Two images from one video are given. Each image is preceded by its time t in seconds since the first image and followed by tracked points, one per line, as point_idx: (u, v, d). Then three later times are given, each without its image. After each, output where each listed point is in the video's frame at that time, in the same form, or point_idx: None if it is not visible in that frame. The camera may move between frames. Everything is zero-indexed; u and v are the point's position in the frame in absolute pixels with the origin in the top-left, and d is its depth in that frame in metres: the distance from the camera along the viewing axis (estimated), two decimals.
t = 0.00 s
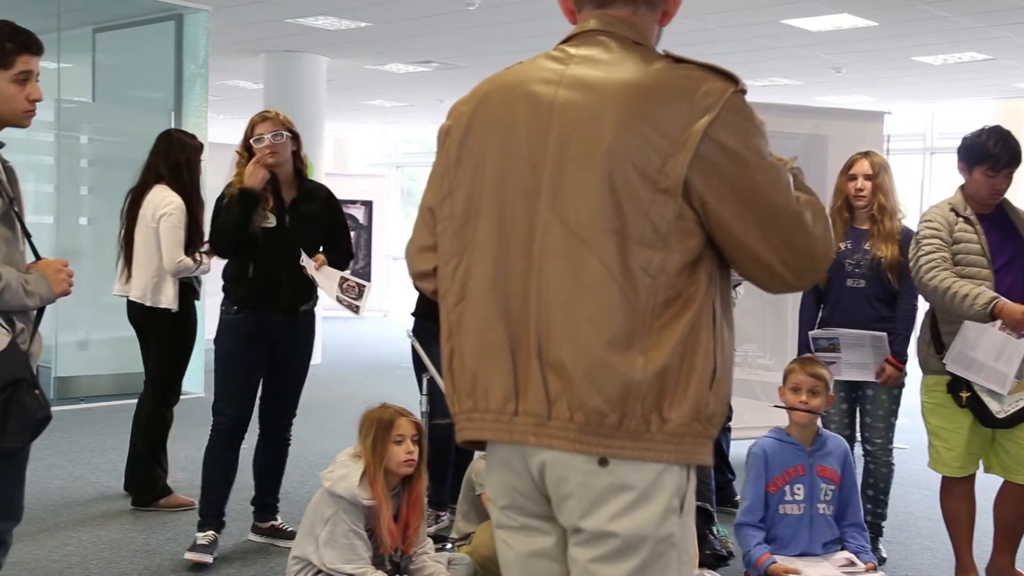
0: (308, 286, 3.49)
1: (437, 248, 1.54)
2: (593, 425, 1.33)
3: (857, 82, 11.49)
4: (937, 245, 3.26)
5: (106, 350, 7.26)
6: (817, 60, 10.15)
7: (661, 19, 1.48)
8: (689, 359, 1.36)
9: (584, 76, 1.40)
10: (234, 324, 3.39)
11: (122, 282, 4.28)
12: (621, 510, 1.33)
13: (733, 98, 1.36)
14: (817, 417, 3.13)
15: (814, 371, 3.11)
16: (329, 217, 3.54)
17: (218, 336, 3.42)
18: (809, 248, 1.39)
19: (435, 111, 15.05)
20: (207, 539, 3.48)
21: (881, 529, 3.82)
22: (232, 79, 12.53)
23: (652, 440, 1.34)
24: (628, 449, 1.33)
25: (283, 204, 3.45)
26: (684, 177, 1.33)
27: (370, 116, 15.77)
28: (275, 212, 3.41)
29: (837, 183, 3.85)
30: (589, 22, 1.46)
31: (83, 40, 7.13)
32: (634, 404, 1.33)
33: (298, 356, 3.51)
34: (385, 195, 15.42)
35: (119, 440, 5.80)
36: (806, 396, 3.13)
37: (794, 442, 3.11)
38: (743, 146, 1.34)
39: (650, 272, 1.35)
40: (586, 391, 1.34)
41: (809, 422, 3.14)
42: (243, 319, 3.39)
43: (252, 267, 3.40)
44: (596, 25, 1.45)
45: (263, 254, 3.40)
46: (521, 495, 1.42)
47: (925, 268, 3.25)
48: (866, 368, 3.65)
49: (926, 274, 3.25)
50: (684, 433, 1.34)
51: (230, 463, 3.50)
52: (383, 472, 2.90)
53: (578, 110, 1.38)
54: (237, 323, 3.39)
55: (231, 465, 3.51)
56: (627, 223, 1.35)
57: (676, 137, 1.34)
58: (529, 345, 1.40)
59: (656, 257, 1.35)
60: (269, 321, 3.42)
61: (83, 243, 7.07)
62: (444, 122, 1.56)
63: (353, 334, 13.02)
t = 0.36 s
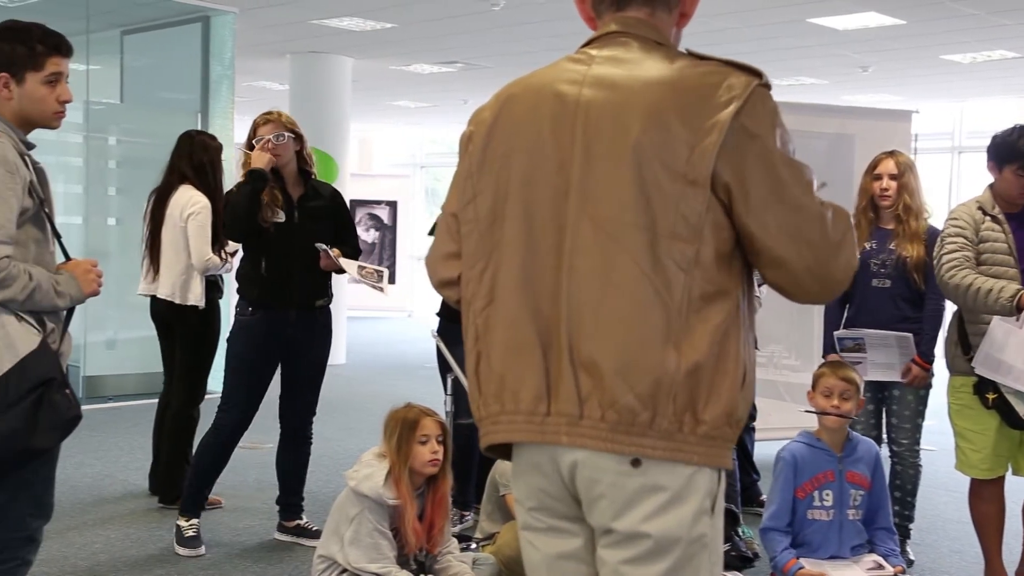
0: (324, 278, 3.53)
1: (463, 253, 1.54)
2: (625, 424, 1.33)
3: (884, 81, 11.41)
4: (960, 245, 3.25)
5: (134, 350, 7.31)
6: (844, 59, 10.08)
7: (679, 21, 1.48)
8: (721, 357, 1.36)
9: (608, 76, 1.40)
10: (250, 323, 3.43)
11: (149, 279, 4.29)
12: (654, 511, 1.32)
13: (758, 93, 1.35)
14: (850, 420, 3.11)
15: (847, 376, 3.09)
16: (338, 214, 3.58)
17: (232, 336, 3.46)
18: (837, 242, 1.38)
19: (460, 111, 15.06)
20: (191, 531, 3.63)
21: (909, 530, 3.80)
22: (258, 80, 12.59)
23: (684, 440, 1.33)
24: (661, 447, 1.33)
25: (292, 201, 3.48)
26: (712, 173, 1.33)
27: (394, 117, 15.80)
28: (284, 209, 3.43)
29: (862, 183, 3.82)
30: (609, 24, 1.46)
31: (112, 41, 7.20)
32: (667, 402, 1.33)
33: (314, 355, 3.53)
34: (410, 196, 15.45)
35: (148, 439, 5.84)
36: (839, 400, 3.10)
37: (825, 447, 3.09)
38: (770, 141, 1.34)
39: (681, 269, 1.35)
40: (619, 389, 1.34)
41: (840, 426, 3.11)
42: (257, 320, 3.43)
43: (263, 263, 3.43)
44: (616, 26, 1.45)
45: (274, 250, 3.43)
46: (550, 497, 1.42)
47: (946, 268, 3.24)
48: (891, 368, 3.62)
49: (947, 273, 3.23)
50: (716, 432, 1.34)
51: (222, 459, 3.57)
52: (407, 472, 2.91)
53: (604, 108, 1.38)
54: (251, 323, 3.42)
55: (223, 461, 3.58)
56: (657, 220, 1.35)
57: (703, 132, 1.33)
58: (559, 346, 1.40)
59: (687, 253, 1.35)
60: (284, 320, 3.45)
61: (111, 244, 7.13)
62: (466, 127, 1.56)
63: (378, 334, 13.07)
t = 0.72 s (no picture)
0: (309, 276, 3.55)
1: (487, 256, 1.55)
2: (642, 427, 1.33)
3: (910, 80, 11.35)
4: (985, 246, 3.22)
5: (162, 350, 7.37)
6: (870, 58, 10.03)
7: (702, 15, 1.46)
8: (738, 361, 1.35)
9: (626, 78, 1.41)
10: (230, 322, 3.47)
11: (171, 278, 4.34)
12: (674, 511, 1.32)
13: (775, 93, 1.34)
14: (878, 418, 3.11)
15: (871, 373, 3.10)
16: (324, 215, 3.59)
17: (216, 335, 3.51)
18: (857, 245, 1.37)
19: (484, 112, 15.09)
20: (216, 530, 3.66)
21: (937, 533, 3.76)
22: (284, 81, 12.66)
23: (702, 443, 1.33)
24: (679, 451, 1.33)
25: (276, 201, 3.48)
26: (726, 175, 1.32)
27: (419, 117, 15.85)
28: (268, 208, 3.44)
29: (887, 183, 3.80)
30: (630, 23, 1.46)
31: (139, 43, 7.25)
32: (683, 405, 1.33)
33: (302, 355, 3.55)
34: (434, 196, 15.49)
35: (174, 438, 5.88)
36: (866, 397, 3.09)
37: (852, 444, 3.08)
38: (785, 142, 1.33)
39: (696, 272, 1.34)
40: (635, 393, 1.34)
41: (868, 424, 3.09)
42: (236, 318, 3.46)
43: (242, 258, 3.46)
44: (636, 25, 1.45)
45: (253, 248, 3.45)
46: (574, 496, 1.43)
47: (971, 269, 3.21)
48: (916, 369, 3.60)
49: (972, 274, 3.21)
50: (735, 435, 1.33)
51: (226, 463, 3.63)
52: (432, 471, 2.92)
53: (620, 111, 1.39)
54: (232, 323, 3.46)
55: (227, 465, 3.63)
56: (671, 223, 1.34)
57: (717, 134, 1.33)
58: (578, 349, 1.41)
59: (701, 256, 1.34)
60: (266, 318, 3.47)
61: (139, 244, 7.19)
62: (491, 130, 1.57)
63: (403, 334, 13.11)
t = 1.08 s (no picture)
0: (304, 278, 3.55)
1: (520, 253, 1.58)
2: (663, 428, 1.34)
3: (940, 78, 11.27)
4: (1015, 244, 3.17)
5: (190, 349, 7.42)
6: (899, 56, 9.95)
7: (725, 8, 1.45)
8: (762, 360, 1.34)
9: (647, 77, 1.41)
10: (234, 322, 3.42)
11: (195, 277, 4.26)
12: (697, 511, 1.33)
13: (797, 91, 1.32)
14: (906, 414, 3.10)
15: (896, 373, 3.08)
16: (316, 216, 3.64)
17: (217, 336, 3.45)
18: (891, 240, 1.35)
19: (511, 112, 15.09)
20: (244, 528, 3.67)
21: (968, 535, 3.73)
22: (311, 82, 12.73)
23: (724, 443, 1.33)
24: (701, 452, 1.33)
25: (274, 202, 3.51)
26: (744, 174, 1.31)
27: (446, 117, 15.89)
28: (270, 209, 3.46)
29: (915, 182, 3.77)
30: (654, 21, 1.46)
31: (168, 45, 7.33)
32: (704, 406, 1.33)
33: (299, 351, 3.55)
34: (461, 196, 15.52)
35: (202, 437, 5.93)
36: (892, 397, 3.08)
37: (880, 443, 3.07)
38: (807, 139, 1.31)
39: (716, 273, 1.34)
40: (656, 394, 1.35)
41: (896, 423, 3.09)
42: (242, 320, 3.42)
43: (248, 262, 3.43)
44: (660, 23, 1.45)
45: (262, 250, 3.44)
46: (597, 496, 1.43)
47: (1003, 269, 3.17)
48: (943, 370, 3.59)
49: (1003, 274, 3.16)
50: (758, 435, 1.33)
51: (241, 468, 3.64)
52: (458, 471, 2.93)
53: (640, 111, 1.39)
54: (235, 324, 3.42)
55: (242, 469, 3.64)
56: (691, 224, 1.34)
57: (735, 133, 1.32)
58: (602, 348, 1.42)
59: (722, 257, 1.33)
60: (268, 320, 3.45)
61: (167, 244, 7.25)
62: (521, 129, 1.58)
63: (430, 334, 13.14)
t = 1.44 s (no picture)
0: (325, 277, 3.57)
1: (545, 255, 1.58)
2: (688, 431, 1.34)
3: (971, 77, 11.18)
4: None
5: (220, 349, 7.47)
6: (930, 54, 9.89)
7: (755, 8, 1.44)
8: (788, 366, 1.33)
9: (675, 78, 1.41)
10: (269, 325, 3.43)
11: (223, 273, 4.16)
12: (727, 513, 1.32)
13: (823, 94, 1.32)
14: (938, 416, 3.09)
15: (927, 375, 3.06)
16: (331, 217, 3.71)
17: (248, 337, 3.45)
18: (880, 265, 1.31)
19: (538, 112, 15.10)
20: (274, 526, 3.70)
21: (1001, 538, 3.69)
22: (338, 83, 12.78)
23: (750, 448, 1.33)
24: (726, 456, 1.33)
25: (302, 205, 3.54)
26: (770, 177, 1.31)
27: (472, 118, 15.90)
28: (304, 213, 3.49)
29: (943, 183, 3.75)
30: (682, 23, 1.46)
31: (198, 47, 7.38)
32: (729, 410, 1.33)
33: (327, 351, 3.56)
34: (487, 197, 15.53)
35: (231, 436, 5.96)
36: (923, 400, 3.07)
37: (911, 444, 3.05)
38: (832, 144, 1.30)
39: (740, 276, 1.33)
40: (681, 397, 1.35)
41: (928, 425, 3.07)
42: (276, 323, 3.43)
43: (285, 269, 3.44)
44: (689, 24, 1.45)
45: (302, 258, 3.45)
46: (626, 496, 1.43)
47: None
48: (976, 372, 3.55)
49: None
50: (785, 441, 1.33)
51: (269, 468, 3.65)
52: (487, 472, 2.94)
53: (667, 113, 1.39)
54: (269, 325, 3.43)
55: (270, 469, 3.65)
56: (716, 227, 1.34)
57: (761, 136, 1.32)
58: (628, 349, 1.42)
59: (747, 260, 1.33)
60: (301, 321, 3.48)
61: (197, 244, 7.30)
62: (549, 130, 1.59)
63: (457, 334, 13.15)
